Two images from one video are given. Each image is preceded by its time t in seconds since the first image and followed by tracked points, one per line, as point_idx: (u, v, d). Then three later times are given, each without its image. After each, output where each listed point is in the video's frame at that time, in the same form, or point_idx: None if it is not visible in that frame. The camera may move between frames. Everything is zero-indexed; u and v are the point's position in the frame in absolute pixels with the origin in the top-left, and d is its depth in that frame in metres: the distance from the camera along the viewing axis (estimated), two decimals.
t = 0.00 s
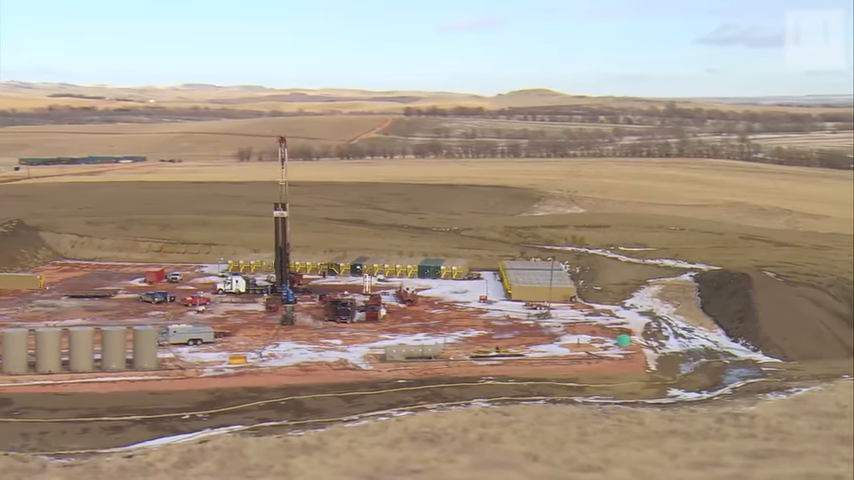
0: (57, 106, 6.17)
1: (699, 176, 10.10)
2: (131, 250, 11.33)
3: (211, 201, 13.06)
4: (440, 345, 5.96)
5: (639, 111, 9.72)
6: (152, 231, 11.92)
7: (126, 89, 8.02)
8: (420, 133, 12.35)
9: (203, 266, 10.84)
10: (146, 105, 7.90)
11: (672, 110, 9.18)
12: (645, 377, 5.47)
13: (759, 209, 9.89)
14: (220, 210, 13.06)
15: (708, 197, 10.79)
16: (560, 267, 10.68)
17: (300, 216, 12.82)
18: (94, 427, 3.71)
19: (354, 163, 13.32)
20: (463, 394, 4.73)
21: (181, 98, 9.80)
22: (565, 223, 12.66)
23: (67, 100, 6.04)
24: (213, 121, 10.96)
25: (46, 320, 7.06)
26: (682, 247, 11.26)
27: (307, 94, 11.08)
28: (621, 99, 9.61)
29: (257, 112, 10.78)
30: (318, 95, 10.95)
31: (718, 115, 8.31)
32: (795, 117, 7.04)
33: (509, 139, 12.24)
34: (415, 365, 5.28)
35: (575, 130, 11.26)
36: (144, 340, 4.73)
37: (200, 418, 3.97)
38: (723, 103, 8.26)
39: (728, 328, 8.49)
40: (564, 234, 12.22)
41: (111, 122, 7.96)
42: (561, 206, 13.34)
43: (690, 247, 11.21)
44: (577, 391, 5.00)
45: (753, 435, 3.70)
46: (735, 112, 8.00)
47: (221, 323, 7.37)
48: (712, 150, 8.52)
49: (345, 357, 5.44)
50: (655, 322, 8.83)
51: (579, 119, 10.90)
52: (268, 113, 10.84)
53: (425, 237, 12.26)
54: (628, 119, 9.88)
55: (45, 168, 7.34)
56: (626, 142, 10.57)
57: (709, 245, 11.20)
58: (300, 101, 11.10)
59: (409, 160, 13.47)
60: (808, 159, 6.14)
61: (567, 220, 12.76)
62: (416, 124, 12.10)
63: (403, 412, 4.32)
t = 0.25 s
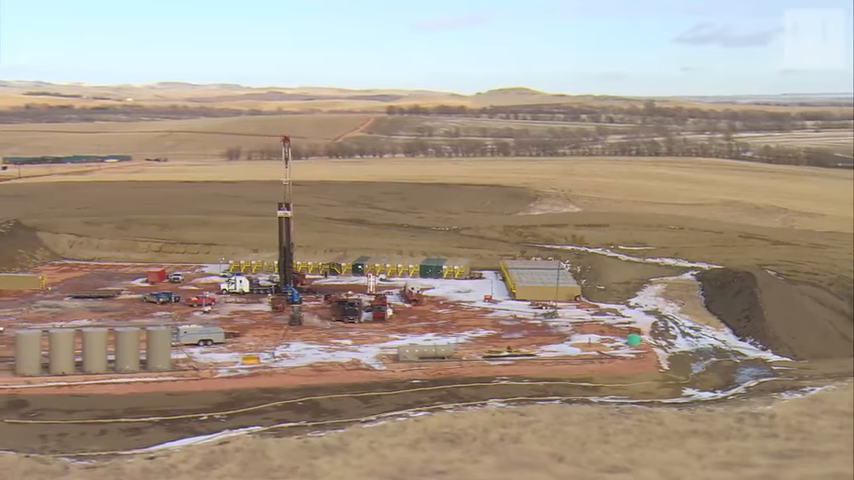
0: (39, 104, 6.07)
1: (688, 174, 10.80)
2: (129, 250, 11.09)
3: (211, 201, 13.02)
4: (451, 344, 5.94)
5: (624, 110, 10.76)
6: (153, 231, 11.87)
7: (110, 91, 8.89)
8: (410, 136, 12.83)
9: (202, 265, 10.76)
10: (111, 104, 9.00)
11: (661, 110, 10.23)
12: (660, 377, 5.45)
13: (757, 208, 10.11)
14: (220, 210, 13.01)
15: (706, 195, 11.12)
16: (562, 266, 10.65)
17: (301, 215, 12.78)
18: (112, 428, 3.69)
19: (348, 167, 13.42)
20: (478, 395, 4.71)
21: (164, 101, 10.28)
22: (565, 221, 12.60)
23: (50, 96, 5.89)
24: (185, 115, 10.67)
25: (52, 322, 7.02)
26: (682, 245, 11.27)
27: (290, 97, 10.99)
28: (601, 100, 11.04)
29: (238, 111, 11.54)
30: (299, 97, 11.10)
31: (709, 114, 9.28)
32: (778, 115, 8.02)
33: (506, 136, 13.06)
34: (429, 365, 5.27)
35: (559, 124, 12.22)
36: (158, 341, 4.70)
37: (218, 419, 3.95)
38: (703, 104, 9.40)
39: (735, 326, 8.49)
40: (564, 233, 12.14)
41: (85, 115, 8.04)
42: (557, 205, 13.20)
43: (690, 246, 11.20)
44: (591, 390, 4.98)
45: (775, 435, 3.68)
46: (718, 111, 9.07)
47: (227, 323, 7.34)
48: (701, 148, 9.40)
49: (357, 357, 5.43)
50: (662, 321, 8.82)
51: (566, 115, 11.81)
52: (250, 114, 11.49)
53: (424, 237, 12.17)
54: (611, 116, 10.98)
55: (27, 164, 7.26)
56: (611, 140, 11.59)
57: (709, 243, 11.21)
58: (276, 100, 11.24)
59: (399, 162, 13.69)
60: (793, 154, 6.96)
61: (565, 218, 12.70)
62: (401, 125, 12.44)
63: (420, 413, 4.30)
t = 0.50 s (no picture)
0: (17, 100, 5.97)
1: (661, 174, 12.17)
2: (126, 250, 11.02)
3: (210, 201, 12.97)
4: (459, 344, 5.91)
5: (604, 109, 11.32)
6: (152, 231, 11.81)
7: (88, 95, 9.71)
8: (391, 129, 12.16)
9: (202, 265, 10.71)
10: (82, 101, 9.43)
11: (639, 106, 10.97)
12: (672, 377, 5.45)
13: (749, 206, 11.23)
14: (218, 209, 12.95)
15: (698, 195, 11.95)
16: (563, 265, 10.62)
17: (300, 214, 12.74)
18: (130, 430, 3.67)
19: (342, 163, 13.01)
20: (493, 395, 4.69)
21: (147, 102, 11.14)
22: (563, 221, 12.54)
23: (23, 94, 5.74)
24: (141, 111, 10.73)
25: (56, 324, 6.98)
26: (681, 244, 11.27)
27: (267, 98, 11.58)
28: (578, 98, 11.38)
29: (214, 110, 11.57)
30: (278, 97, 11.68)
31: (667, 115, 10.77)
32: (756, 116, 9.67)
33: (494, 133, 12.42)
34: (442, 365, 5.25)
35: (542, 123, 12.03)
36: (171, 342, 4.66)
37: (235, 420, 3.93)
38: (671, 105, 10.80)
39: (740, 325, 8.50)
40: (563, 232, 12.06)
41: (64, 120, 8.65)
42: (552, 204, 13.15)
43: (689, 244, 11.18)
44: (605, 390, 4.97)
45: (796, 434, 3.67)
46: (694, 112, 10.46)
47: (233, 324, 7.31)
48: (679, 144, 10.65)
49: (369, 358, 5.41)
50: (667, 320, 8.82)
51: (549, 113, 11.77)
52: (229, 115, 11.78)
53: (422, 236, 12.10)
54: (592, 115, 11.35)
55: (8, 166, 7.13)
56: (596, 139, 11.80)
57: (707, 242, 11.21)
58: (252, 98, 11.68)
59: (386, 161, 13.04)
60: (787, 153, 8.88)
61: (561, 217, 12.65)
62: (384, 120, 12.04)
63: (436, 413, 4.28)
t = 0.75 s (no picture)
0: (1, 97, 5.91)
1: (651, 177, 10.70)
2: (124, 250, 10.95)
3: (208, 200, 12.93)
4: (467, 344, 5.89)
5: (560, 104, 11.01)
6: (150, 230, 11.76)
7: (62, 93, 9.54)
8: (371, 126, 12.54)
9: (200, 265, 10.67)
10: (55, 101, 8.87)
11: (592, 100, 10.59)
12: (681, 376, 5.44)
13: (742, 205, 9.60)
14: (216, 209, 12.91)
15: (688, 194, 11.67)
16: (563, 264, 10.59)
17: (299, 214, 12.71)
18: (148, 431, 3.66)
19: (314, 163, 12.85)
20: (506, 395, 4.67)
21: (119, 99, 11.56)
22: (561, 220, 12.62)
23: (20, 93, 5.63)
24: (142, 116, 11.69)
25: (59, 325, 6.94)
26: (679, 243, 11.26)
27: (246, 97, 12.51)
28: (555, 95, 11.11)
29: (191, 108, 12.26)
30: (254, 95, 12.51)
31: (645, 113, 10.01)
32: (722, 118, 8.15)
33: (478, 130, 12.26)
34: (453, 365, 5.23)
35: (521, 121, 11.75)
36: (183, 342, 4.64)
37: (251, 421, 3.91)
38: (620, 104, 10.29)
39: (745, 324, 8.49)
40: (560, 231, 12.17)
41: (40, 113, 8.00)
42: (546, 203, 13.06)
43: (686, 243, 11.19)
44: (618, 389, 4.96)
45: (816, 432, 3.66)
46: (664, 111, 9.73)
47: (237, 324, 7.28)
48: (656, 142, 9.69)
49: (380, 358, 5.38)
50: (671, 319, 8.82)
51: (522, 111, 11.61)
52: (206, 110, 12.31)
53: (420, 235, 12.18)
54: (573, 115, 10.86)
55: None
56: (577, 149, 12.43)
57: (704, 241, 11.08)
58: (228, 96, 12.71)
59: (375, 161, 13.12)
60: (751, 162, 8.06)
61: (558, 217, 12.76)
62: (366, 119, 12.55)
63: (451, 413, 4.26)
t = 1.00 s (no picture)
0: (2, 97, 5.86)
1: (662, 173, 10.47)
2: (121, 250, 10.90)
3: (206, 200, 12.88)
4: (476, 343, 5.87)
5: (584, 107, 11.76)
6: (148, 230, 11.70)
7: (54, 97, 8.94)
8: (354, 127, 13.15)
9: (200, 265, 10.62)
10: (39, 101, 7.75)
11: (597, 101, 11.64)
12: (693, 375, 5.44)
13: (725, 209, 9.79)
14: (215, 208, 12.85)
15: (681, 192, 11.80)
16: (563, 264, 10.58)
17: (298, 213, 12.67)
18: (165, 432, 3.64)
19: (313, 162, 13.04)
20: (520, 394, 4.66)
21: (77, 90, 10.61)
22: (558, 219, 12.48)
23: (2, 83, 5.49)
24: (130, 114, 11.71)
25: (62, 325, 6.91)
26: (676, 243, 11.27)
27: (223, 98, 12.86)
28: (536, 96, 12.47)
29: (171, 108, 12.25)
30: (230, 95, 13.01)
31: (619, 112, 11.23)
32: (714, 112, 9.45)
33: (464, 129, 12.91)
34: (464, 365, 5.20)
35: (506, 119, 12.73)
36: (195, 342, 4.61)
37: (267, 421, 3.89)
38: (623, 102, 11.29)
39: (749, 322, 8.49)
40: (558, 230, 12.06)
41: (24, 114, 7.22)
42: (540, 202, 12.88)
43: (684, 242, 11.15)
44: (630, 388, 4.95)
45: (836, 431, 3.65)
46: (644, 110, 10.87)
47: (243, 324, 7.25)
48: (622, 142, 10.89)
49: (390, 357, 5.36)
50: (676, 317, 8.82)
51: (507, 112, 12.76)
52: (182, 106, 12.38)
53: (418, 235, 12.03)
54: (552, 114, 12.09)
55: None
56: (563, 137, 12.03)
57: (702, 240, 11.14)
58: (204, 94, 13.14)
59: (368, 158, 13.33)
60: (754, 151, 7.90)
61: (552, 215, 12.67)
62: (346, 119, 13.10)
63: (466, 413, 4.24)
